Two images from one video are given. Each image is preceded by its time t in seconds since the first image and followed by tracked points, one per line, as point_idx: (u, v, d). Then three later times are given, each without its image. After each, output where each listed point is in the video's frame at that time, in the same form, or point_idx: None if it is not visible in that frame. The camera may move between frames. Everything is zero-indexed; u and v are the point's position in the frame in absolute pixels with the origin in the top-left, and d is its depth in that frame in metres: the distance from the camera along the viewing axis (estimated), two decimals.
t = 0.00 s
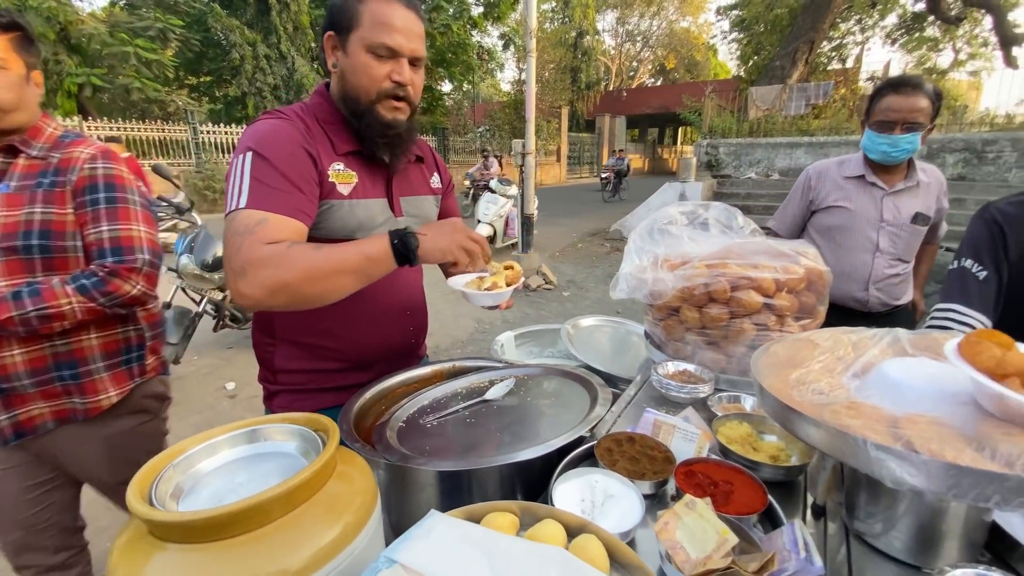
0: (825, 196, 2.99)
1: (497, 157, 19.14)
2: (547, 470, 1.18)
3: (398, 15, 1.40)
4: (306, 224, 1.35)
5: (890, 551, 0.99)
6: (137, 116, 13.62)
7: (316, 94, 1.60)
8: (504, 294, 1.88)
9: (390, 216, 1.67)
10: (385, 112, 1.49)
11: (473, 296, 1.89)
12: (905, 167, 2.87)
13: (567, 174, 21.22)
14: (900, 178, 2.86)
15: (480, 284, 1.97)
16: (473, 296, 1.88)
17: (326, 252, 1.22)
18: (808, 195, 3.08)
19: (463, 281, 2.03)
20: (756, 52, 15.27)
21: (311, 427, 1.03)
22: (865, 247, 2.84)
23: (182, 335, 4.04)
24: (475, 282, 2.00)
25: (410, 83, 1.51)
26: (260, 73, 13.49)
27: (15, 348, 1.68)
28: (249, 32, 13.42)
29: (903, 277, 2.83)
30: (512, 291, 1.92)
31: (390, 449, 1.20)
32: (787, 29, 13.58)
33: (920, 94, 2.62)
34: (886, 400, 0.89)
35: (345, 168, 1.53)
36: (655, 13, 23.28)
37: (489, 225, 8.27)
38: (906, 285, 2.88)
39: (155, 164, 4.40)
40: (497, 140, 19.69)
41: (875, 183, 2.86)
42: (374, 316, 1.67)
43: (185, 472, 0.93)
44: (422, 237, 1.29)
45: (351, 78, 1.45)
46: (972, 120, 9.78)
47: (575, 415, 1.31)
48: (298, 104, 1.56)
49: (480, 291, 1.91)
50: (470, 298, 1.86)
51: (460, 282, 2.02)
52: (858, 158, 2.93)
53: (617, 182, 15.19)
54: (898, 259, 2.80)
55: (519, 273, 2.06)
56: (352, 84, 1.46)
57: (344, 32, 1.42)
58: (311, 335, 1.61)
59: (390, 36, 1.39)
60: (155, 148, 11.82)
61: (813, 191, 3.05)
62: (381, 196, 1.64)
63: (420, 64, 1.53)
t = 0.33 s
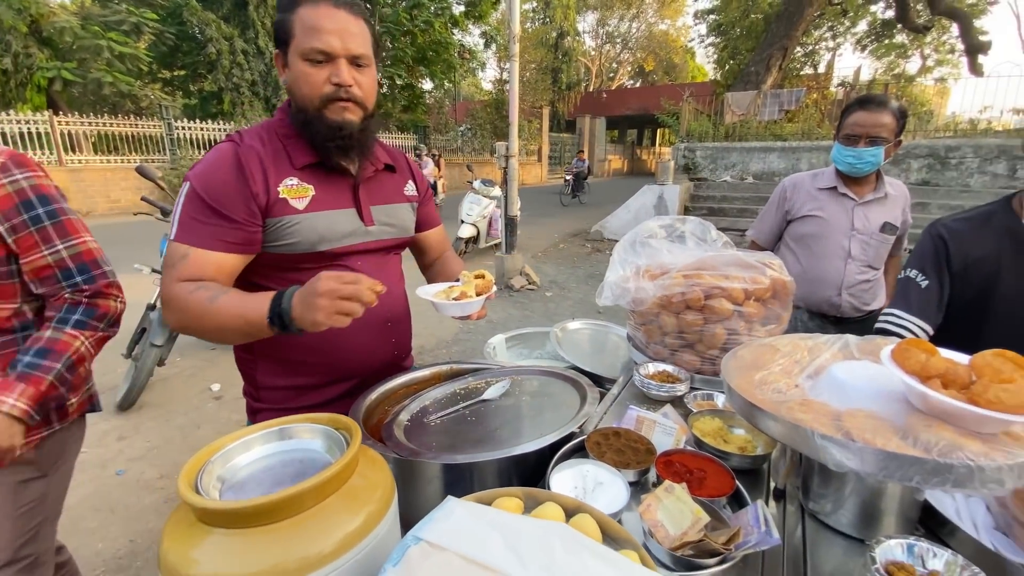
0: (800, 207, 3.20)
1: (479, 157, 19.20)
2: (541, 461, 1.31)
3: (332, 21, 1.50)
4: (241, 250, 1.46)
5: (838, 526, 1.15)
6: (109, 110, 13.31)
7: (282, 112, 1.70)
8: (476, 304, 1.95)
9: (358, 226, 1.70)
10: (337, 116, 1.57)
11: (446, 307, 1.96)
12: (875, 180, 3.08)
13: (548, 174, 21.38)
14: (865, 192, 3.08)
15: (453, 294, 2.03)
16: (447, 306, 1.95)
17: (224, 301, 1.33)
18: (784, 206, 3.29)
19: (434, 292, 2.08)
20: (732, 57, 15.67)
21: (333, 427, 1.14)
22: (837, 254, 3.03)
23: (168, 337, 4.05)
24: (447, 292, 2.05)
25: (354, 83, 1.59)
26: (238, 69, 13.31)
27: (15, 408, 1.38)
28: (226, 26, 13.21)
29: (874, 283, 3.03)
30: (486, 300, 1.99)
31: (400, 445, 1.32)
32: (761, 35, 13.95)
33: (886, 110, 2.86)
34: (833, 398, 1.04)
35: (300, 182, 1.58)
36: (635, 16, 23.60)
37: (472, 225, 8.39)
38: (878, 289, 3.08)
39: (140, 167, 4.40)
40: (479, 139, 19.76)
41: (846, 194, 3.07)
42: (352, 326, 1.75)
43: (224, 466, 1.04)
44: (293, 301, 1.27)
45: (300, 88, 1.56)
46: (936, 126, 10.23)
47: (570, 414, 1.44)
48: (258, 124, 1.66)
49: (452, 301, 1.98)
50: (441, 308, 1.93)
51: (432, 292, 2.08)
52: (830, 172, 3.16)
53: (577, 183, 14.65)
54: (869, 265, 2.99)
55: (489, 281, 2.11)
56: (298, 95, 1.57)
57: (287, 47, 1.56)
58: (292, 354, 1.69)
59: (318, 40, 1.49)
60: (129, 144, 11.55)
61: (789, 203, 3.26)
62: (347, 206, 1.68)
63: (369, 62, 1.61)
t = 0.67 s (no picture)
0: (777, 210, 3.34)
1: (468, 157, 19.24)
2: (536, 450, 1.40)
3: (248, 16, 1.46)
4: (199, 274, 1.48)
5: (809, 502, 1.28)
6: (91, 106, 13.10)
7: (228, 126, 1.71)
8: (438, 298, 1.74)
9: (312, 242, 1.70)
10: (270, 123, 1.56)
11: (405, 303, 1.74)
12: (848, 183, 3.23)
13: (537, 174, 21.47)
14: (841, 194, 3.23)
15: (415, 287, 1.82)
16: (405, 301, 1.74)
17: (193, 362, 1.31)
18: (762, 208, 3.43)
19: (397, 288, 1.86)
20: (718, 60, 15.91)
21: (352, 414, 1.23)
22: (812, 254, 3.19)
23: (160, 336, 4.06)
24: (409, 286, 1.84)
25: (284, 83, 1.55)
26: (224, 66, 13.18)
27: (52, 561, 1.17)
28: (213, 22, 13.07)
29: (848, 281, 3.19)
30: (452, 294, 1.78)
31: (408, 433, 1.41)
32: (747, 39, 14.17)
33: (853, 117, 3.00)
34: (806, 387, 1.16)
35: (246, 200, 1.58)
36: (623, 17, 23.79)
37: (462, 225, 8.47)
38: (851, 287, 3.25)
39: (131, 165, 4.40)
40: (468, 139, 19.79)
41: (819, 199, 3.22)
42: (316, 347, 1.73)
43: (252, 450, 1.13)
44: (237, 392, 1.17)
45: (231, 99, 1.55)
46: (915, 130, 10.51)
47: (568, 405, 1.54)
48: (209, 140, 1.67)
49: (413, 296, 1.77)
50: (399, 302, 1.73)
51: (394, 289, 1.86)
52: (805, 176, 3.30)
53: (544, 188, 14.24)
54: (843, 266, 3.14)
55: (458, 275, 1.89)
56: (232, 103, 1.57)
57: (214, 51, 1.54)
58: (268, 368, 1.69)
59: (238, 40, 1.46)
60: (112, 140, 11.35)
61: (766, 206, 3.40)
62: (298, 221, 1.68)
63: (300, 60, 1.56)
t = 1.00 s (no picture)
0: (761, 210, 3.41)
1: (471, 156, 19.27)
2: (542, 445, 1.44)
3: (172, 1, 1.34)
4: (184, 276, 1.46)
5: (811, 497, 1.32)
6: (96, 103, 13.16)
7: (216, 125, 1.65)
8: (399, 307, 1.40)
9: (290, 250, 1.59)
10: (204, 118, 1.44)
11: (358, 312, 1.43)
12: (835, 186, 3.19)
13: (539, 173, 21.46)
14: (826, 198, 3.20)
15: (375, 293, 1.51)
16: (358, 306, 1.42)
17: (202, 362, 1.33)
18: (750, 209, 3.50)
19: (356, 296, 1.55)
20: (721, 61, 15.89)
21: (366, 409, 1.28)
22: (786, 255, 3.26)
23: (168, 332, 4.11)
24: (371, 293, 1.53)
25: (212, 74, 1.38)
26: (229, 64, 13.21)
27: None
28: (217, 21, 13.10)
29: (824, 284, 3.21)
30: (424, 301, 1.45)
31: (420, 427, 1.46)
32: (750, 40, 14.16)
33: (826, 125, 3.04)
34: (809, 385, 1.20)
35: (221, 203, 1.52)
36: (627, 17, 23.79)
37: (465, 224, 8.52)
38: (833, 290, 3.24)
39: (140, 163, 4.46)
40: (471, 138, 19.83)
41: (799, 201, 3.25)
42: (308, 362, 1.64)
43: (272, 441, 1.17)
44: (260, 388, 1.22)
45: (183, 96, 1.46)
46: (918, 132, 10.50)
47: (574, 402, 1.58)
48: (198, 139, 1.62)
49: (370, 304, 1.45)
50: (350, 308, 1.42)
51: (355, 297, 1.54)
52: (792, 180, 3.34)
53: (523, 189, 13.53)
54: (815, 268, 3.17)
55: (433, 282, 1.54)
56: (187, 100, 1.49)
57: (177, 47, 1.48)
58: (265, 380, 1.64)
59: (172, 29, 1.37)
60: (117, 138, 11.40)
61: (752, 206, 3.48)
62: (275, 228, 1.58)
63: (231, 48, 1.38)
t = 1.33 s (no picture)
0: (729, 211, 3.53)
1: (491, 152, 19.23)
2: (572, 445, 1.41)
3: None
4: (212, 272, 1.47)
5: (853, 504, 1.27)
6: (126, 100, 13.48)
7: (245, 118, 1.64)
8: (399, 344, 1.20)
9: (316, 251, 1.56)
10: (241, 110, 1.45)
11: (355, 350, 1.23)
12: (796, 184, 3.24)
13: (559, 170, 21.29)
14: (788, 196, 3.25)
15: (372, 327, 1.30)
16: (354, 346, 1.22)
17: (234, 357, 1.35)
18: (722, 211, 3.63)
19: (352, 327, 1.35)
20: (747, 55, 15.51)
21: (398, 404, 1.27)
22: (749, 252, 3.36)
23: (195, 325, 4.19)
24: (368, 324, 1.33)
25: (252, 66, 1.39)
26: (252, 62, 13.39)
27: None
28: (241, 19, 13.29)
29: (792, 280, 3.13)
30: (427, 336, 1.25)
31: (449, 422, 1.44)
32: (778, 34, 13.81)
33: (788, 126, 3.05)
34: (856, 389, 1.15)
35: (248, 200, 1.50)
36: (650, 12, 23.44)
37: (485, 221, 8.52)
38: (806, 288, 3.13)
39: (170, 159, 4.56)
40: (490, 134, 19.79)
41: (761, 201, 3.35)
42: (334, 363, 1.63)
43: (307, 434, 1.18)
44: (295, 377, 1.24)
45: (217, 87, 1.46)
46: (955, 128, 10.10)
47: (605, 401, 1.54)
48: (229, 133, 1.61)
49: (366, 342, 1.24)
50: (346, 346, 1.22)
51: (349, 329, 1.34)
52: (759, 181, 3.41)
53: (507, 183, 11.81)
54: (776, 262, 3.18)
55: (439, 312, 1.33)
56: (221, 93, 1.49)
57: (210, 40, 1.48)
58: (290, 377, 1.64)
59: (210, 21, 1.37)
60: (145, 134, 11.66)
61: (723, 212, 3.59)
62: (299, 229, 1.54)
63: (275, 40, 1.39)
